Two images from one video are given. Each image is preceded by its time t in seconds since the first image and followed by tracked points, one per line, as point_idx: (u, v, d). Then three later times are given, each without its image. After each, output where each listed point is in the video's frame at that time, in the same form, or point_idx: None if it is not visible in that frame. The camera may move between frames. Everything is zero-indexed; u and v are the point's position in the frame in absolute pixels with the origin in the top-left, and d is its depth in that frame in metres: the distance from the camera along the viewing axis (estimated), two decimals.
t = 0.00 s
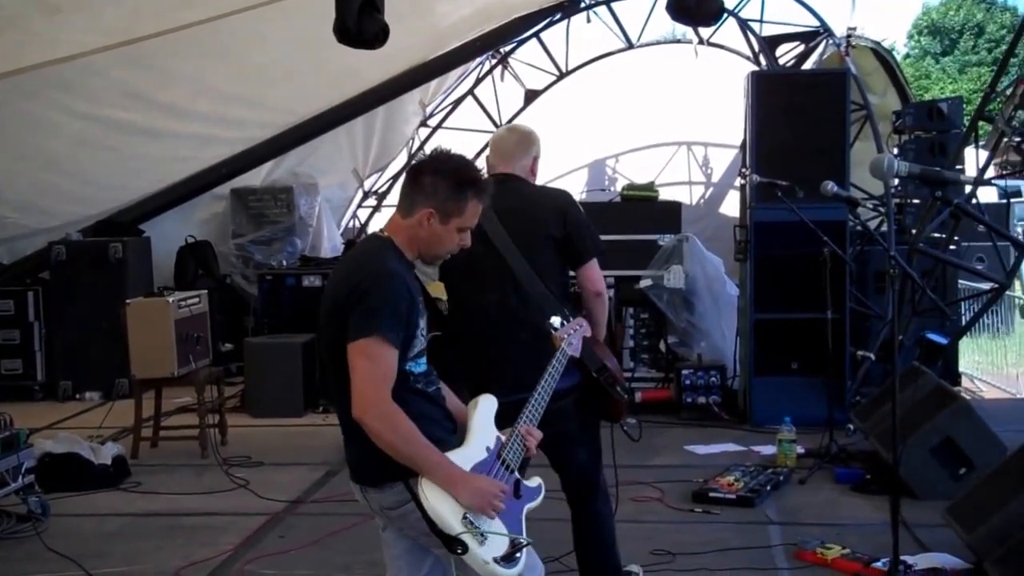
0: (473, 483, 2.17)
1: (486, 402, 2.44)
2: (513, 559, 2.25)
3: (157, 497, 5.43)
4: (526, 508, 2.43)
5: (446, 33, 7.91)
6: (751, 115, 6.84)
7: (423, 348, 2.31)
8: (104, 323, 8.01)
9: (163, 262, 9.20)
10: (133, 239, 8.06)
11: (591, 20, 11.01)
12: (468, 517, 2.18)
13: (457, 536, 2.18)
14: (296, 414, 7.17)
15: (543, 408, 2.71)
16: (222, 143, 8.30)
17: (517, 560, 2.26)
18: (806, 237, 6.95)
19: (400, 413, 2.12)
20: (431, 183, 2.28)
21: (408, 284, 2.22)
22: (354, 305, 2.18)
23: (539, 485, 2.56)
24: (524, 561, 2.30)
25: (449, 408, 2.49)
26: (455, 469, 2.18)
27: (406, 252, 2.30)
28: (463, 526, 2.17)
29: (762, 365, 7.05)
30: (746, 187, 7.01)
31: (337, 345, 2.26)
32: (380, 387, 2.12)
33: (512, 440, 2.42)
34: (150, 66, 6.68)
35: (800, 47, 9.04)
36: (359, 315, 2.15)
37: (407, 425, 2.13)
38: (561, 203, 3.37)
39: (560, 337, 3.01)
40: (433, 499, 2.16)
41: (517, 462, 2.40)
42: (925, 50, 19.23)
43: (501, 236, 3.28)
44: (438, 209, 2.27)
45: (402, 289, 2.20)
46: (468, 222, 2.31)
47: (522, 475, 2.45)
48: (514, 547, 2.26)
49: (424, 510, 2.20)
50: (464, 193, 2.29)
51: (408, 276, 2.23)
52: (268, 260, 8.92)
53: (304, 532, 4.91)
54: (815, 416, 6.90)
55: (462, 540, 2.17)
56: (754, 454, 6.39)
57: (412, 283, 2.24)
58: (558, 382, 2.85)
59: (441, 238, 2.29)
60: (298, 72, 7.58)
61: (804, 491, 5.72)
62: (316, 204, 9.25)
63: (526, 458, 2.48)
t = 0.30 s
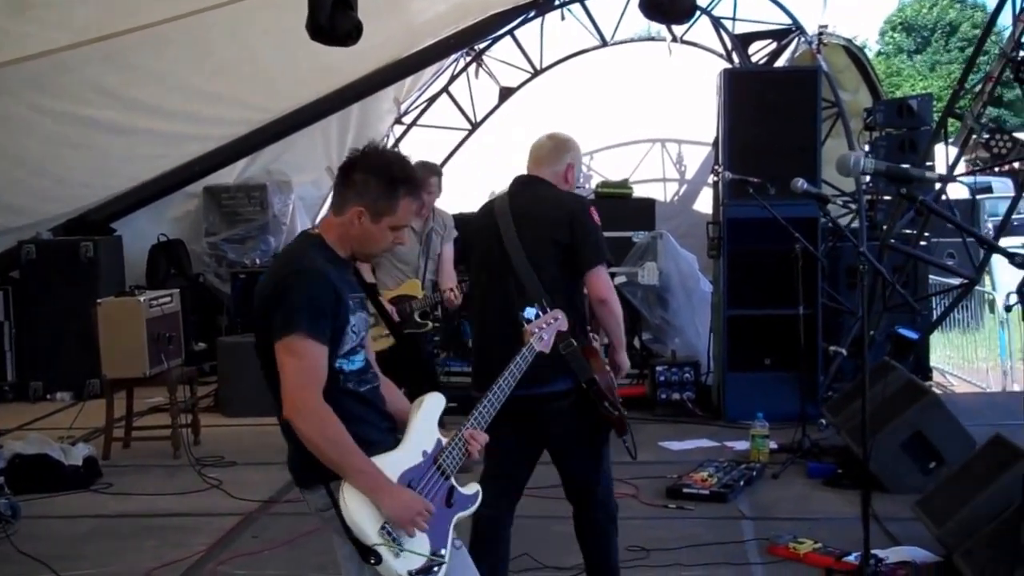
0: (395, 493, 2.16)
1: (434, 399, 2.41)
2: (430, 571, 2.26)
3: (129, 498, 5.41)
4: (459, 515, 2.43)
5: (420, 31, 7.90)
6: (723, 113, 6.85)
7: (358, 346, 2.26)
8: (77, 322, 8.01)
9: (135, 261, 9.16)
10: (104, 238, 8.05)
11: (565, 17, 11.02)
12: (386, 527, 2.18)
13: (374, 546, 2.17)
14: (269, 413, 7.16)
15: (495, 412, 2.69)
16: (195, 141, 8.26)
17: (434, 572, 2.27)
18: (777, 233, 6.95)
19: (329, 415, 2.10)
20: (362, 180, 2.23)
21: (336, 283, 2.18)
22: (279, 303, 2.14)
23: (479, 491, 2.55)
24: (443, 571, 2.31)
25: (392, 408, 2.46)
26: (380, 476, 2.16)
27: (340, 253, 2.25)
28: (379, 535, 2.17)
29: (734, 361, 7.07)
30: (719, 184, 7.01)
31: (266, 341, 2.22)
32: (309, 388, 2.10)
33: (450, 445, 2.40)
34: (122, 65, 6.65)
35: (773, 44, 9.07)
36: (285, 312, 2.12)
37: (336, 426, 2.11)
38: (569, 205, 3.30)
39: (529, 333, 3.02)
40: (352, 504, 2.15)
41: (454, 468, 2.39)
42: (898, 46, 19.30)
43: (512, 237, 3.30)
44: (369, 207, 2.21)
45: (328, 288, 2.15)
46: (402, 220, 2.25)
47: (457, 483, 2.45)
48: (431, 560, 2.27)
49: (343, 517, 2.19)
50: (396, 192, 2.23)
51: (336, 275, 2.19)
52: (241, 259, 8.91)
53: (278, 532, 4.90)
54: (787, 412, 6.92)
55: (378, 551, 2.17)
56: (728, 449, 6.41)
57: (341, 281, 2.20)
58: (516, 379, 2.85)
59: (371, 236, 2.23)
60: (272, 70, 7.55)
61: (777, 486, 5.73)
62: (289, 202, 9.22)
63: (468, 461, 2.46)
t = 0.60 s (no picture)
0: (353, 491, 2.15)
1: (402, 403, 2.40)
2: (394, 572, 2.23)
3: (100, 499, 5.38)
4: (433, 518, 2.40)
5: (394, 28, 7.87)
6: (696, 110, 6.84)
7: (324, 345, 2.24)
8: (48, 321, 7.96)
9: (106, 259, 9.11)
10: (75, 237, 8.00)
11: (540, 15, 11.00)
12: (346, 525, 2.16)
13: (334, 544, 2.15)
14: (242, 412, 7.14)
15: (475, 415, 2.68)
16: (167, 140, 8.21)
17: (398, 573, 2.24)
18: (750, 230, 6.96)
19: (281, 410, 2.09)
20: (332, 171, 2.21)
21: (300, 279, 2.16)
22: (237, 297, 2.12)
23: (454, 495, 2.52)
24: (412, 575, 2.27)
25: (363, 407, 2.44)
26: (338, 474, 2.14)
27: (311, 248, 2.23)
28: (339, 533, 2.15)
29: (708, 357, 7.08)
30: (692, 181, 7.00)
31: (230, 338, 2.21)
32: (262, 382, 2.08)
33: (419, 451, 2.39)
34: (94, 63, 6.61)
35: (746, 42, 9.08)
36: (244, 305, 2.10)
37: (289, 422, 2.10)
38: (596, 200, 3.49)
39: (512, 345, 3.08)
40: (311, 502, 2.13)
41: (424, 469, 2.38)
42: (870, 44, 19.35)
43: (543, 229, 3.53)
44: (337, 199, 2.20)
45: (291, 284, 2.13)
46: (372, 214, 2.23)
47: (429, 486, 2.42)
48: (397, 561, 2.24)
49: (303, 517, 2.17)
50: (366, 182, 2.21)
51: (300, 271, 2.17)
52: (214, 256, 8.88)
53: (250, 532, 4.88)
54: (759, 408, 6.93)
55: (338, 549, 2.15)
56: (702, 446, 6.41)
57: (305, 277, 2.18)
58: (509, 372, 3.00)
59: (341, 228, 2.21)
60: (245, 69, 7.51)
61: (750, 481, 5.74)
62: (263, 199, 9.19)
63: (440, 464, 2.45)
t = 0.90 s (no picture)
0: (330, 507, 2.10)
1: (401, 419, 2.34)
2: None
3: (69, 501, 5.34)
4: (420, 542, 2.33)
5: (366, 25, 7.83)
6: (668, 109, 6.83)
7: (326, 350, 2.18)
8: (16, 321, 7.89)
9: (76, 259, 9.04)
10: (44, 236, 7.93)
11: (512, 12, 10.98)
12: (320, 540, 2.11)
13: (305, 558, 2.10)
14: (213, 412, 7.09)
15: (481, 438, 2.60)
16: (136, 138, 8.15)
17: None
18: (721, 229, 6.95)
19: (264, 417, 2.03)
20: (354, 165, 2.15)
21: (303, 278, 2.08)
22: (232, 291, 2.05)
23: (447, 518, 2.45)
24: None
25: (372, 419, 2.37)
26: (317, 488, 2.09)
27: (324, 246, 2.17)
28: (312, 547, 2.10)
29: (680, 355, 7.08)
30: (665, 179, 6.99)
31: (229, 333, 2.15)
32: (246, 386, 2.01)
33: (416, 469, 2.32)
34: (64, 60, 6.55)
35: (718, 40, 9.09)
36: (241, 301, 2.03)
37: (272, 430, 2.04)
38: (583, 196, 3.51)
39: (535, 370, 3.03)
40: (285, 513, 2.09)
41: (418, 491, 2.31)
42: (842, 42, 19.40)
43: (549, 226, 3.56)
44: (357, 195, 2.13)
45: (292, 283, 2.06)
46: (395, 212, 2.16)
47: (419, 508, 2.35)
48: None
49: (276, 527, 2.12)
50: (389, 183, 2.15)
51: (307, 270, 2.10)
52: (185, 256, 8.82)
53: (220, 534, 4.85)
54: (732, 406, 6.94)
55: (308, 563, 2.10)
56: (675, 443, 6.40)
57: (312, 278, 2.11)
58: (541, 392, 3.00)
59: (359, 228, 2.15)
60: (215, 67, 7.46)
61: (722, 479, 5.73)
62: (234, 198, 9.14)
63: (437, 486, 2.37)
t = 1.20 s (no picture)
0: (310, 521, 2.01)
1: (401, 417, 2.29)
2: None
3: (38, 503, 5.28)
4: (405, 550, 2.28)
5: (338, 23, 7.79)
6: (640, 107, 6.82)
7: (320, 344, 2.13)
8: None
9: (46, 257, 8.97)
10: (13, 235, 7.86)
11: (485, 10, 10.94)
12: (296, 555, 2.02)
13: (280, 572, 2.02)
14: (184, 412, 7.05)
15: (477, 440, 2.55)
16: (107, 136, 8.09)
17: None
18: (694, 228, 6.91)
19: (246, 415, 1.96)
20: (349, 143, 2.08)
21: (294, 269, 2.02)
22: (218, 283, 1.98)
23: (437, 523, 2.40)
24: None
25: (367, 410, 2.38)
26: (297, 500, 2.01)
27: (314, 231, 2.09)
28: (287, 563, 2.01)
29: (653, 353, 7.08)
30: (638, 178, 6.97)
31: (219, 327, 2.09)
32: (230, 381, 1.95)
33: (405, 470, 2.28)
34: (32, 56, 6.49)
35: (692, 38, 9.10)
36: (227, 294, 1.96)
37: (255, 430, 1.97)
38: (581, 191, 3.59)
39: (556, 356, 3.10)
40: (262, 524, 2.00)
41: (407, 495, 2.27)
42: (817, 40, 19.42)
43: (559, 230, 3.65)
44: (355, 174, 2.06)
45: (281, 275, 2.00)
46: (394, 189, 2.09)
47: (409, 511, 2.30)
48: None
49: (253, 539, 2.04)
50: (390, 159, 2.08)
51: (298, 260, 2.04)
52: (155, 254, 8.76)
53: (191, 535, 4.81)
54: (706, 404, 6.95)
55: None
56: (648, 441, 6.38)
57: (305, 269, 2.05)
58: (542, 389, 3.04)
59: (359, 208, 2.08)
60: (186, 64, 7.39)
61: (695, 478, 5.72)
62: (204, 195, 9.08)
63: (431, 484, 2.35)
